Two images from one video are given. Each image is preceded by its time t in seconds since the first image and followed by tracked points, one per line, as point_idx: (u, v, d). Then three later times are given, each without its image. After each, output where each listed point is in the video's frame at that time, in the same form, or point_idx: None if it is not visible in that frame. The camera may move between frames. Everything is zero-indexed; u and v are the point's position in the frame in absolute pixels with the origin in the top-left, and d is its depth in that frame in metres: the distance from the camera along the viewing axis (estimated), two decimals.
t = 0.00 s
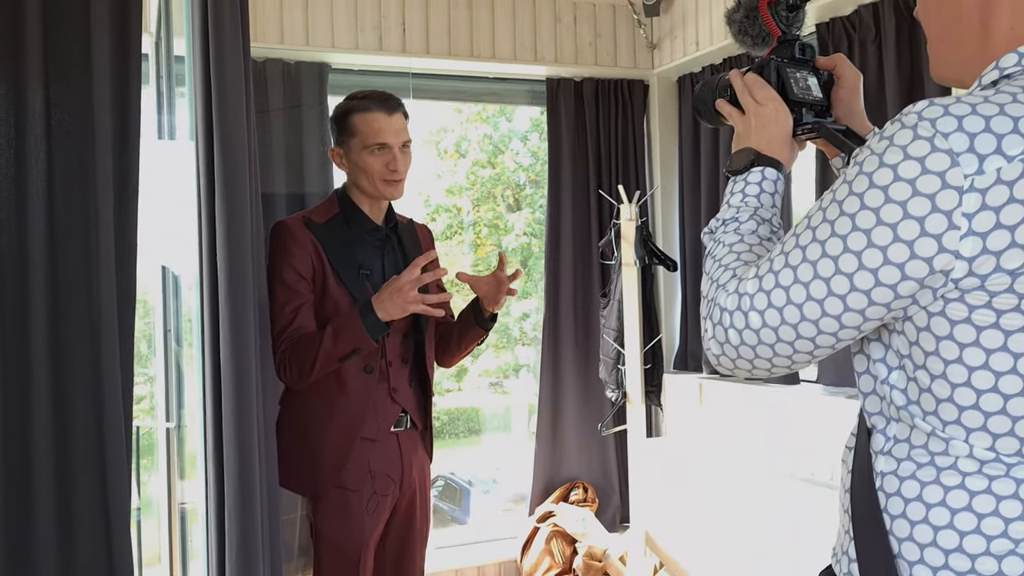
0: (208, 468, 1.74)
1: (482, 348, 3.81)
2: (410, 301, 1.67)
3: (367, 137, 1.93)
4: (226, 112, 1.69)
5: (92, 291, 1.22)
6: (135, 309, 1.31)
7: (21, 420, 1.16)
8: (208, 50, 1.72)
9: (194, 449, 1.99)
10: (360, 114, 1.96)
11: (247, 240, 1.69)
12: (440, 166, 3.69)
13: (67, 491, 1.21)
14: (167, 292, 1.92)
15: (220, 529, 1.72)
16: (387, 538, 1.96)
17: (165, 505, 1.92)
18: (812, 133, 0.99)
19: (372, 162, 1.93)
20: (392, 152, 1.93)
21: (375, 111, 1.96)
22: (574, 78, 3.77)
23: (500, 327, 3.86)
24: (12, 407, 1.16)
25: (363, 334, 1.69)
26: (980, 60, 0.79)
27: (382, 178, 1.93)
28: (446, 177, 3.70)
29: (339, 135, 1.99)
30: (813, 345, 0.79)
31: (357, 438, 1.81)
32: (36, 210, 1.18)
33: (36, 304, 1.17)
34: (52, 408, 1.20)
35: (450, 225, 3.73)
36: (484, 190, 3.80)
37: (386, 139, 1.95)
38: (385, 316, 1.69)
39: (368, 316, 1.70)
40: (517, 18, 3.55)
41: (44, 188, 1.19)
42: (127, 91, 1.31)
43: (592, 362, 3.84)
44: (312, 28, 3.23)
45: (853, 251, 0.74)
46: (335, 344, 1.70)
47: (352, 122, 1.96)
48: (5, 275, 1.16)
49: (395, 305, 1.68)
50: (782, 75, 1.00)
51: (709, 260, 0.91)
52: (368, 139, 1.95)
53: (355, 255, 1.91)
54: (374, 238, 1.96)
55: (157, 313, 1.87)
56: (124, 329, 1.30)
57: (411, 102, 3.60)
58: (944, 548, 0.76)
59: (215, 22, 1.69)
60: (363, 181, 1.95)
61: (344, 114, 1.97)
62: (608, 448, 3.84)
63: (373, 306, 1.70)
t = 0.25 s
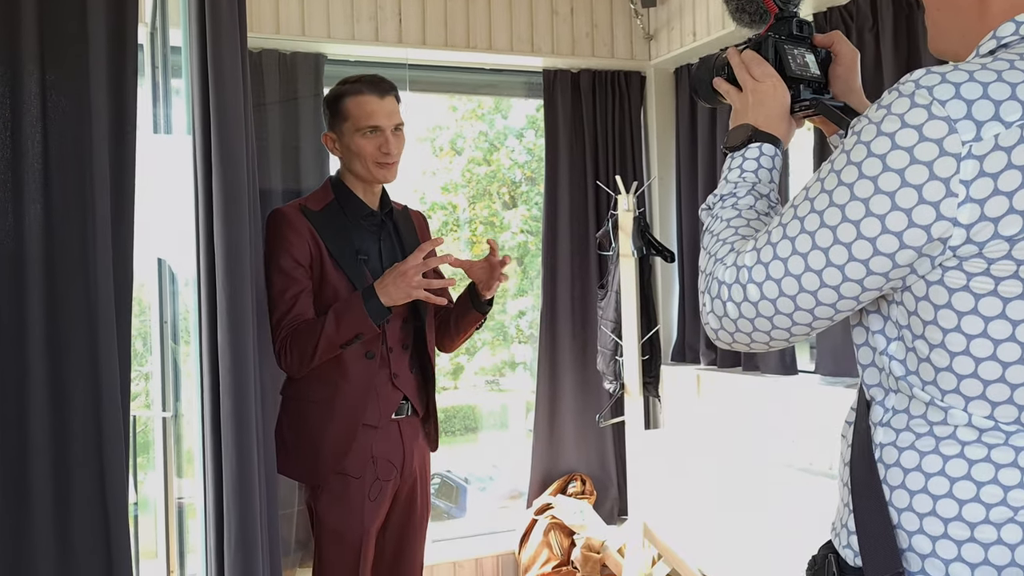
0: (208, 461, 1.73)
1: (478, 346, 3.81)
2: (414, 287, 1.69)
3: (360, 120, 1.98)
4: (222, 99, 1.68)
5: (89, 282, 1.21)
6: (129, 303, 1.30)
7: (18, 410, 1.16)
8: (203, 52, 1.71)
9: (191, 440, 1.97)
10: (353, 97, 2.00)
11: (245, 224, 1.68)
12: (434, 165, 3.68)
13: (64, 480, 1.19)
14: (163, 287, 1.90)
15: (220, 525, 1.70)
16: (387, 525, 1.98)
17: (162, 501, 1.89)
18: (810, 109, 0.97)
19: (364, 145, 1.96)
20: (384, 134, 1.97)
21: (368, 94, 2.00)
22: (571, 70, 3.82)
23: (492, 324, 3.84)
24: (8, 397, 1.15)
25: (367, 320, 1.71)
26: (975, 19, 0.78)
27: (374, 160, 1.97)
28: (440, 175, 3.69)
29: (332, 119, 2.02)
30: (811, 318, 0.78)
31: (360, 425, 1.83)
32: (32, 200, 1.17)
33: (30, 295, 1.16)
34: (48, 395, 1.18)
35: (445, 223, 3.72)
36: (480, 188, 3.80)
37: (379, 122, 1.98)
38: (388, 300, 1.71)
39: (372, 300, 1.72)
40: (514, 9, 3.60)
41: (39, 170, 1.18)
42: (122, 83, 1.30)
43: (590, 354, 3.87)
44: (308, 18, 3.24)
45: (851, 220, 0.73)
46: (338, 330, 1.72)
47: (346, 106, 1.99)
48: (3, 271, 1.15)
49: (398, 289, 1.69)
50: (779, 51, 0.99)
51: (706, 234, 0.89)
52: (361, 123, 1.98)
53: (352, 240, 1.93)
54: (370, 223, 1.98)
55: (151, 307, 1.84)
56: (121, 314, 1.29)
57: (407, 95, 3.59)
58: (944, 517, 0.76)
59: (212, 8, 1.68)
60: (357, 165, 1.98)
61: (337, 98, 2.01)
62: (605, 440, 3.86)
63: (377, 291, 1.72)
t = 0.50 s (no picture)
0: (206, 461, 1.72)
1: (476, 346, 3.81)
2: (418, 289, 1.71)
3: (358, 119, 1.97)
4: (220, 96, 1.68)
5: (87, 279, 1.20)
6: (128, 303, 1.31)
7: (16, 411, 1.16)
8: (201, 49, 1.71)
9: (190, 439, 1.98)
10: (352, 94, 1.99)
11: (242, 221, 1.68)
12: (432, 164, 3.68)
13: (63, 477, 1.19)
14: (161, 286, 1.90)
15: (219, 523, 1.70)
16: (386, 522, 1.99)
17: (160, 500, 1.88)
18: (808, 102, 0.96)
19: (362, 143, 1.96)
20: (382, 134, 1.96)
21: (366, 92, 1.99)
22: (568, 68, 3.83)
23: (491, 323, 3.84)
24: (8, 395, 1.16)
25: (370, 321, 1.72)
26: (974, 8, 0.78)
27: (371, 159, 1.97)
28: (437, 175, 3.69)
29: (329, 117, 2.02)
30: (809, 309, 0.78)
31: (359, 422, 1.84)
32: (29, 198, 1.17)
33: (29, 293, 1.16)
34: (46, 392, 1.18)
35: (443, 222, 3.72)
36: (478, 188, 3.80)
37: (377, 121, 1.98)
38: (391, 303, 1.72)
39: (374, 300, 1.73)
40: (511, 7, 3.60)
41: (37, 168, 1.18)
42: (119, 80, 1.30)
43: (588, 352, 3.88)
44: (305, 17, 3.24)
45: (849, 211, 0.73)
46: (339, 328, 1.73)
47: (345, 103, 1.99)
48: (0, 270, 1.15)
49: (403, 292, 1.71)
50: (777, 44, 0.99)
51: (704, 226, 0.89)
52: (358, 121, 1.98)
53: (350, 237, 1.93)
54: (367, 221, 1.99)
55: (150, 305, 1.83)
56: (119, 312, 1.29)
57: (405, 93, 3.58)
58: (942, 508, 0.76)
59: (210, 6, 1.68)
60: (353, 163, 1.98)
61: (335, 95, 2.01)
62: (604, 438, 3.87)
63: (379, 294, 1.73)
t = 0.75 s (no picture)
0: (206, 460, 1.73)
1: (475, 345, 3.81)
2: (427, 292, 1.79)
3: (358, 115, 1.98)
4: (220, 95, 1.68)
5: (87, 280, 1.20)
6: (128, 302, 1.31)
7: (16, 408, 1.16)
8: (199, 45, 1.71)
9: (190, 438, 1.98)
10: (350, 91, 2.00)
11: (242, 220, 1.68)
12: (431, 164, 3.68)
13: (64, 476, 1.19)
14: (161, 285, 1.90)
15: (219, 523, 1.71)
16: (387, 520, 2.00)
17: (161, 501, 1.87)
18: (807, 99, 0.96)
19: (363, 140, 1.96)
20: (383, 130, 1.97)
21: (364, 89, 2.01)
22: (567, 68, 3.83)
23: (491, 324, 3.85)
24: (8, 394, 1.16)
25: (376, 324, 1.75)
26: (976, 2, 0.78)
27: (372, 155, 1.97)
28: (436, 175, 3.70)
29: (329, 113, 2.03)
30: (809, 306, 0.78)
31: (362, 421, 1.84)
32: (28, 199, 1.17)
33: (29, 292, 1.16)
34: (48, 391, 1.18)
35: (442, 222, 3.73)
36: (477, 188, 3.80)
37: (377, 117, 1.99)
38: (399, 308, 1.77)
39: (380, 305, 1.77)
40: (510, 7, 3.60)
41: (36, 168, 1.18)
42: (118, 79, 1.30)
43: (587, 350, 3.88)
44: (303, 17, 3.25)
45: (849, 208, 0.73)
46: (345, 330, 1.75)
47: (343, 101, 2.00)
48: None
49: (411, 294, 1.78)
50: (776, 40, 0.99)
51: (703, 223, 0.89)
52: (358, 118, 1.98)
53: (349, 236, 1.93)
54: (366, 221, 1.99)
55: (149, 305, 1.83)
56: (119, 312, 1.29)
57: (403, 93, 3.59)
58: (943, 504, 0.76)
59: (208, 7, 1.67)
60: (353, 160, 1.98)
61: (333, 93, 2.02)
62: (604, 436, 3.88)
63: (387, 297, 1.77)
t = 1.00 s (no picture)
0: (209, 459, 1.72)
1: (478, 346, 3.81)
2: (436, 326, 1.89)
3: (370, 108, 2.03)
4: (223, 96, 1.68)
5: (91, 282, 1.21)
6: (131, 303, 1.31)
7: (19, 411, 1.15)
8: (202, 45, 1.71)
9: (193, 437, 1.98)
10: (358, 87, 2.06)
11: (245, 221, 1.68)
12: (433, 165, 3.68)
13: (67, 477, 1.19)
14: (163, 287, 1.90)
15: (224, 523, 1.70)
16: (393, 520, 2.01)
17: (164, 503, 1.89)
18: (811, 97, 0.96)
19: (377, 131, 2.01)
20: (395, 120, 2.03)
21: (371, 84, 2.08)
22: (569, 69, 3.83)
23: (493, 324, 3.85)
24: (10, 399, 1.15)
25: (382, 343, 1.81)
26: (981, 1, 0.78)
27: (386, 146, 2.01)
28: (438, 176, 3.70)
29: (336, 109, 2.05)
30: (814, 306, 0.78)
31: (368, 423, 1.85)
32: (31, 201, 1.17)
33: (31, 291, 1.15)
34: (50, 393, 1.18)
35: (444, 223, 3.73)
36: (478, 188, 3.81)
37: (387, 108, 2.05)
38: (407, 333, 1.86)
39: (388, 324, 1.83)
40: (512, 7, 3.61)
41: (39, 170, 1.18)
42: (122, 81, 1.30)
43: (590, 350, 3.88)
44: (305, 18, 3.25)
45: (854, 208, 0.73)
46: (351, 343, 1.79)
47: (352, 96, 2.05)
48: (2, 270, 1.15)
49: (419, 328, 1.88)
50: (780, 38, 0.98)
51: (708, 223, 0.89)
52: (371, 110, 2.04)
53: (353, 236, 1.94)
54: (370, 221, 1.99)
55: (152, 306, 1.83)
56: (122, 313, 1.29)
57: (404, 94, 3.59)
58: (950, 505, 0.76)
59: (210, 8, 1.67)
60: (365, 154, 2.01)
61: (339, 92, 2.06)
62: (606, 437, 3.87)
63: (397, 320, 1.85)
